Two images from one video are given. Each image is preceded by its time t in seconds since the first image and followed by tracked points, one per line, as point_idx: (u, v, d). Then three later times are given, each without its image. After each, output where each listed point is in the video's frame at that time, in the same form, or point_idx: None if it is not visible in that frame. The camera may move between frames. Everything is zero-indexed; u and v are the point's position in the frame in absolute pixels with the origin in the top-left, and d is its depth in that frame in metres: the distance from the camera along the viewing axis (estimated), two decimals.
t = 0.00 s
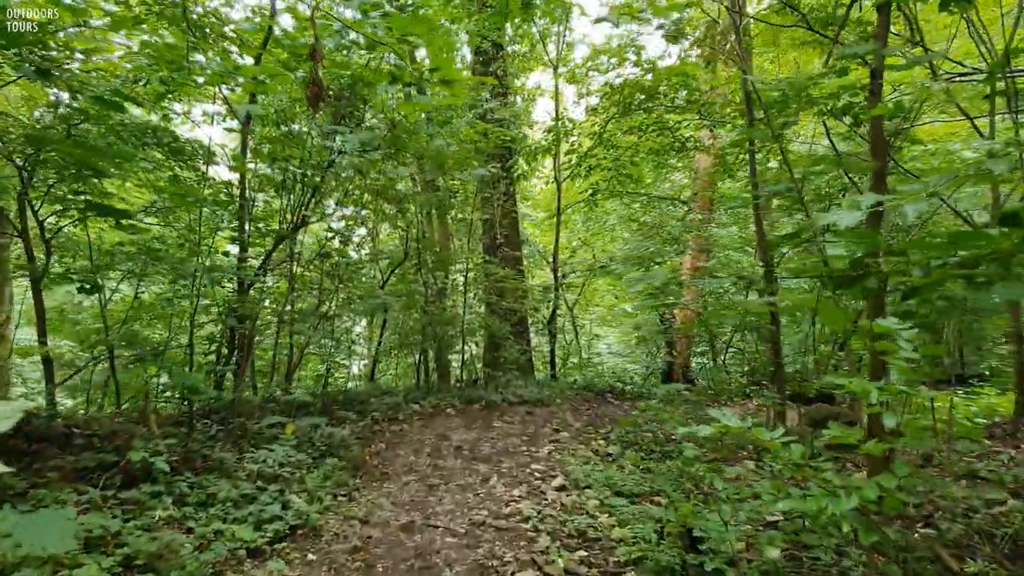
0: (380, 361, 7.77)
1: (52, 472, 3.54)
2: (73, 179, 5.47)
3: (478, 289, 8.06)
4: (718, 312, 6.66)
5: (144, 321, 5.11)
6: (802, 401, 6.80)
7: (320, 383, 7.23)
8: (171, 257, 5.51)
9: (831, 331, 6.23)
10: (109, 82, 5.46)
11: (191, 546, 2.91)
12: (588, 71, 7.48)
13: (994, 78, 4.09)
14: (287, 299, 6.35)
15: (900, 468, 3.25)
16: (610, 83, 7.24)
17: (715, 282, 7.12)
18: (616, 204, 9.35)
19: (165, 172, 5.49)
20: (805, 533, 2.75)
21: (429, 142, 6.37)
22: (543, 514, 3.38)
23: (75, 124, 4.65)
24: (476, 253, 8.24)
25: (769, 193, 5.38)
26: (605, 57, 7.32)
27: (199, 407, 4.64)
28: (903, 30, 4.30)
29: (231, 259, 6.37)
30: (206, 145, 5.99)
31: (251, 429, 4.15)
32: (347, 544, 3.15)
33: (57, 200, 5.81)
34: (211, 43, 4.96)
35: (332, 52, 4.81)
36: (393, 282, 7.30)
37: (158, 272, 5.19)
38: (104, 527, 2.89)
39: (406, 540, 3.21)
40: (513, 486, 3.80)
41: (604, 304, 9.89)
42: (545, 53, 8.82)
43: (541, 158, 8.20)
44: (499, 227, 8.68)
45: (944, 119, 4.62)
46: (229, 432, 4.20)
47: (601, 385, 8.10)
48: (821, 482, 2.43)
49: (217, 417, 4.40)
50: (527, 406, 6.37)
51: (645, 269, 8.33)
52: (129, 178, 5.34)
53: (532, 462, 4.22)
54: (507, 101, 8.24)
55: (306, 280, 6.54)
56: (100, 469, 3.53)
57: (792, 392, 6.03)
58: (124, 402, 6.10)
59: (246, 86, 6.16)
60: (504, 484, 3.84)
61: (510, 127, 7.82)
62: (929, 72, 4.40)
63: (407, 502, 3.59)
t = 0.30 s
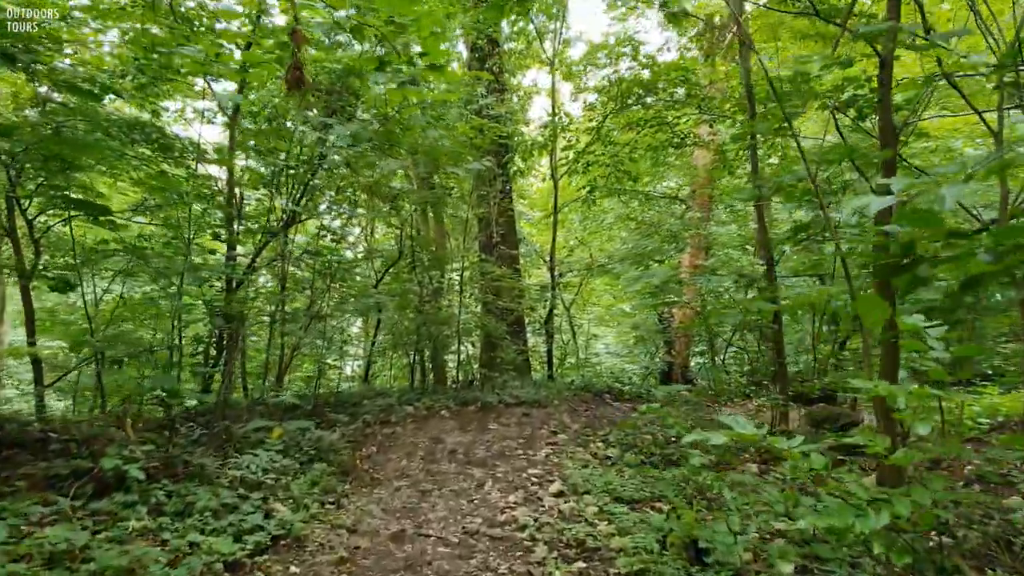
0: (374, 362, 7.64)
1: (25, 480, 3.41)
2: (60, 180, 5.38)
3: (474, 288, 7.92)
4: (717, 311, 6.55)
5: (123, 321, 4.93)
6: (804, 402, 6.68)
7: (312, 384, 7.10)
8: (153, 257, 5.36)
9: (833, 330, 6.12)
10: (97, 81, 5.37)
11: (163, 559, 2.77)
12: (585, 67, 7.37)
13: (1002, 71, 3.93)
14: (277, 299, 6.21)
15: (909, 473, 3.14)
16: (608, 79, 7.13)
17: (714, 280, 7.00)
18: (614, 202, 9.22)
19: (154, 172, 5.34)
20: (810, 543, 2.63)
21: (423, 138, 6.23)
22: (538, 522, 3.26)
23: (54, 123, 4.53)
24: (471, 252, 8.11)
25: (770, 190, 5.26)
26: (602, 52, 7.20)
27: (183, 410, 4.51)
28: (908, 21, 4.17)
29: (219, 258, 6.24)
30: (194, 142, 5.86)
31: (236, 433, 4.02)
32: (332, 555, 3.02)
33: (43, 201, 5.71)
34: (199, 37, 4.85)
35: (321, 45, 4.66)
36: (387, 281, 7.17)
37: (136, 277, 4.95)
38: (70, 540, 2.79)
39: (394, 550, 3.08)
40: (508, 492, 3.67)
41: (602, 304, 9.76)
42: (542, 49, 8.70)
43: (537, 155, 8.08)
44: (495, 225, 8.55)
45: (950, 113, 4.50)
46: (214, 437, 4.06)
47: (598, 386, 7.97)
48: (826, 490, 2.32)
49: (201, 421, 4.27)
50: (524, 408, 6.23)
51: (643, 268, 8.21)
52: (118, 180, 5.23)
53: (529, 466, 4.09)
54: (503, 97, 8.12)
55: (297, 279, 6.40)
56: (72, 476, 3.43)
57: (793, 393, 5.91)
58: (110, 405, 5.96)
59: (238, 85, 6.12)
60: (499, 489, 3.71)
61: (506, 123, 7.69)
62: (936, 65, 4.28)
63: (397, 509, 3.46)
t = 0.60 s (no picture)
0: (366, 364, 7.49)
1: None
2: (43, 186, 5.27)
3: (469, 287, 7.79)
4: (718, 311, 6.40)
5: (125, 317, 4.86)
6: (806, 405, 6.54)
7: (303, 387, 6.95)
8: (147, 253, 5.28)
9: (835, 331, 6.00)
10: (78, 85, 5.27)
11: None
12: (583, 64, 7.25)
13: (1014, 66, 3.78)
14: (267, 299, 6.05)
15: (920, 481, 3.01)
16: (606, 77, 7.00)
17: (714, 281, 6.88)
18: (612, 201, 9.10)
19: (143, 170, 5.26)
20: (817, 558, 2.48)
21: (417, 135, 6.08)
22: (530, 532, 3.14)
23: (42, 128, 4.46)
24: (467, 252, 7.97)
25: (771, 187, 5.12)
26: (600, 49, 7.08)
27: (163, 414, 4.33)
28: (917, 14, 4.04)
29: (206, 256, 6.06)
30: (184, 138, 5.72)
31: (217, 439, 3.86)
32: (314, 570, 2.87)
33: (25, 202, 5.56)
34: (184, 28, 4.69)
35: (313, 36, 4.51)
36: (379, 281, 7.03)
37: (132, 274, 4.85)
38: (29, 555, 2.60)
39: (380, 562, 2.96)
40: (500, 500, 3.56)
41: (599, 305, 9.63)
42: (539, 46, 8.57)
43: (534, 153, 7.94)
44: (491, 224, 8.41)
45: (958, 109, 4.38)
46: (193, 442, 3.88)
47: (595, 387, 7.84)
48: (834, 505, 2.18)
49: (182, 426, 4.12)
50: (519, 410, 6.10)
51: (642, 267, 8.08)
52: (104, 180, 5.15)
53: (523, 472, 3.97)
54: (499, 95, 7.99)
55: (287, 279, 6.25)
56: (39, 485, 3.24)
57: (794, 395, 5.80)
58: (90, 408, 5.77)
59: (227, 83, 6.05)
60: (491, 497, 3.61)
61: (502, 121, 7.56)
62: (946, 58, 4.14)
63: (384, 519, 3.36)
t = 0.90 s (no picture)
0: (362, 365, 7.35)
1: None
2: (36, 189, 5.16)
3: (467, 288, 7.65)
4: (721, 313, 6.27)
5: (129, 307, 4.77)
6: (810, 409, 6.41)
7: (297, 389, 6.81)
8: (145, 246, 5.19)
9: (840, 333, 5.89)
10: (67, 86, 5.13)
11: None
12: (583, 60, 7.13)
13: None
14: (260, 299, 5.91)
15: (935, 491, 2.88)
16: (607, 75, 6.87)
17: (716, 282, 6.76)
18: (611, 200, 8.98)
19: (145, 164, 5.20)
20: None
21: (414, 132, 5.95)
22: (529, 545, 2.99)
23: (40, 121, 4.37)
24: (464, 252, 7.84)
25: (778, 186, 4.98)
26: (599, 45, 6.95)
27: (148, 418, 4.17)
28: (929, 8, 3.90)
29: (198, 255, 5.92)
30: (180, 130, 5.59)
31: (203, 445, 3.72)
32: None
33: (12, 202, 5.42)
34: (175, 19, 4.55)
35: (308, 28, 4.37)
36: (375, 281, 6.89)
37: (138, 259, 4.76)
38: None
39: None
40: (497, 511, 3.42)
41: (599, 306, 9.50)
42: (538, 44, 8.45)
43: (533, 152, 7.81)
44: (490, 224, 8.27)
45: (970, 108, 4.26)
46: (178, 449, 3.73)
47: (595, 390, 7.70)
48: (853, 523, 2.04)
49: (165, 431, 3.97)
50: (517, 414, 5.97)
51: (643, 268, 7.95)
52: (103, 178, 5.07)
53: (521, 479, 3.83)
54: (497, 92, 7.86)
55: (280, 279, 6.11)
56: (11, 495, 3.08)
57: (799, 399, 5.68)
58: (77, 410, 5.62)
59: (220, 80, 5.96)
60: (488, 507, 3.47)
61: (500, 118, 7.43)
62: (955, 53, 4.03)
63: (376, 531, 3.23)
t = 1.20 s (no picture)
0: (361, 365, 7.23)
1: None
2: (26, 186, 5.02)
3: (467, 286, 7.53)
4: (726, 312, 6.16)
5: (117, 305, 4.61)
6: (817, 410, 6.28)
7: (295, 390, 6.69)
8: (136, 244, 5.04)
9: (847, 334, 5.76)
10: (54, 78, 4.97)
11: None
12: (585, 53, 6.99)
13: None
14: (255, 298, 5.79)
15: (963, 498, 2.73)
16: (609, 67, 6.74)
17: (721, 281, 6.64)
18: (613, 198, 8.85)
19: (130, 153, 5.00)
20: None
21: (413, 127, 5.80)
22: (534, 557, 2.85)
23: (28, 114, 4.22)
24: (464, 250, 7.70)
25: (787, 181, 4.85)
26: (601, 39, 6.82)
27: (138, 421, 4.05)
28: None
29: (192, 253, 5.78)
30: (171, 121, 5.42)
31: (192, 451, 3.59)
32: None
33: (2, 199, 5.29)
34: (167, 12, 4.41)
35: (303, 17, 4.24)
36: (374, 279, 6.77)
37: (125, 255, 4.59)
38: None
39: None
40: (499, 518, 3.28)
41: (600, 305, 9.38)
42: (539, 39, 8.31)
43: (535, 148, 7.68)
44: (490, 221, 8.15)
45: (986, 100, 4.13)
46: (167, 454, 3.60)
47: (598, 390, 7.57)
48: (882, 539, 1.90)
49: (153, 435, 3.83)
50: (519, 415, 5.84)
51: (647, 267, 7.83)
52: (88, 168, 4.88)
53: (523, 485, 3.69)
54: (497, 87, 7.73)
55: (277, 278, 5.98)
56: None
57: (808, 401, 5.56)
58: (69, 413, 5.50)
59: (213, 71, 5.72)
60: (489, 515, 3.33)
61: (501, 114, 7.30)
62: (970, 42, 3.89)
63: (372, 541, 3.09)
